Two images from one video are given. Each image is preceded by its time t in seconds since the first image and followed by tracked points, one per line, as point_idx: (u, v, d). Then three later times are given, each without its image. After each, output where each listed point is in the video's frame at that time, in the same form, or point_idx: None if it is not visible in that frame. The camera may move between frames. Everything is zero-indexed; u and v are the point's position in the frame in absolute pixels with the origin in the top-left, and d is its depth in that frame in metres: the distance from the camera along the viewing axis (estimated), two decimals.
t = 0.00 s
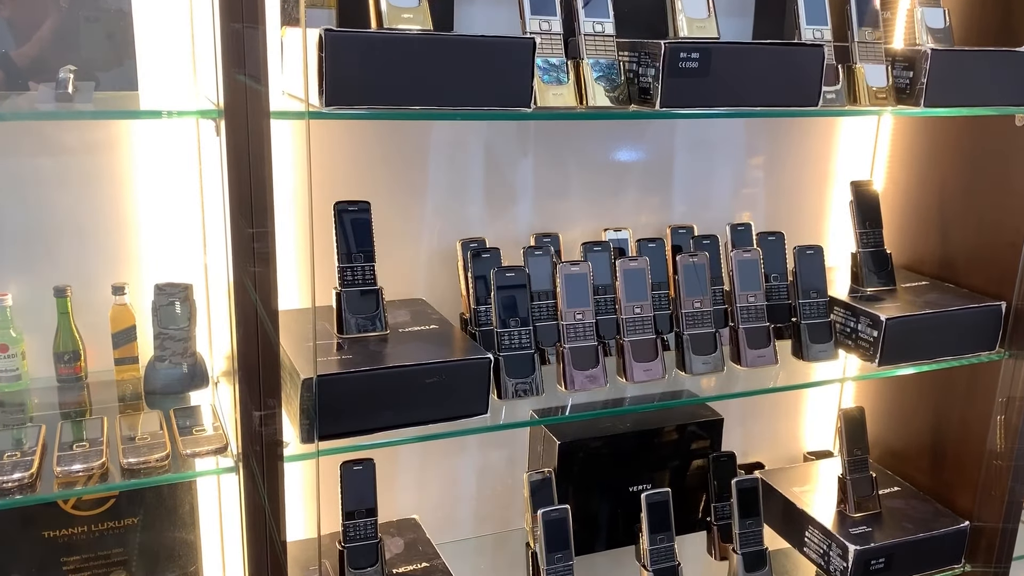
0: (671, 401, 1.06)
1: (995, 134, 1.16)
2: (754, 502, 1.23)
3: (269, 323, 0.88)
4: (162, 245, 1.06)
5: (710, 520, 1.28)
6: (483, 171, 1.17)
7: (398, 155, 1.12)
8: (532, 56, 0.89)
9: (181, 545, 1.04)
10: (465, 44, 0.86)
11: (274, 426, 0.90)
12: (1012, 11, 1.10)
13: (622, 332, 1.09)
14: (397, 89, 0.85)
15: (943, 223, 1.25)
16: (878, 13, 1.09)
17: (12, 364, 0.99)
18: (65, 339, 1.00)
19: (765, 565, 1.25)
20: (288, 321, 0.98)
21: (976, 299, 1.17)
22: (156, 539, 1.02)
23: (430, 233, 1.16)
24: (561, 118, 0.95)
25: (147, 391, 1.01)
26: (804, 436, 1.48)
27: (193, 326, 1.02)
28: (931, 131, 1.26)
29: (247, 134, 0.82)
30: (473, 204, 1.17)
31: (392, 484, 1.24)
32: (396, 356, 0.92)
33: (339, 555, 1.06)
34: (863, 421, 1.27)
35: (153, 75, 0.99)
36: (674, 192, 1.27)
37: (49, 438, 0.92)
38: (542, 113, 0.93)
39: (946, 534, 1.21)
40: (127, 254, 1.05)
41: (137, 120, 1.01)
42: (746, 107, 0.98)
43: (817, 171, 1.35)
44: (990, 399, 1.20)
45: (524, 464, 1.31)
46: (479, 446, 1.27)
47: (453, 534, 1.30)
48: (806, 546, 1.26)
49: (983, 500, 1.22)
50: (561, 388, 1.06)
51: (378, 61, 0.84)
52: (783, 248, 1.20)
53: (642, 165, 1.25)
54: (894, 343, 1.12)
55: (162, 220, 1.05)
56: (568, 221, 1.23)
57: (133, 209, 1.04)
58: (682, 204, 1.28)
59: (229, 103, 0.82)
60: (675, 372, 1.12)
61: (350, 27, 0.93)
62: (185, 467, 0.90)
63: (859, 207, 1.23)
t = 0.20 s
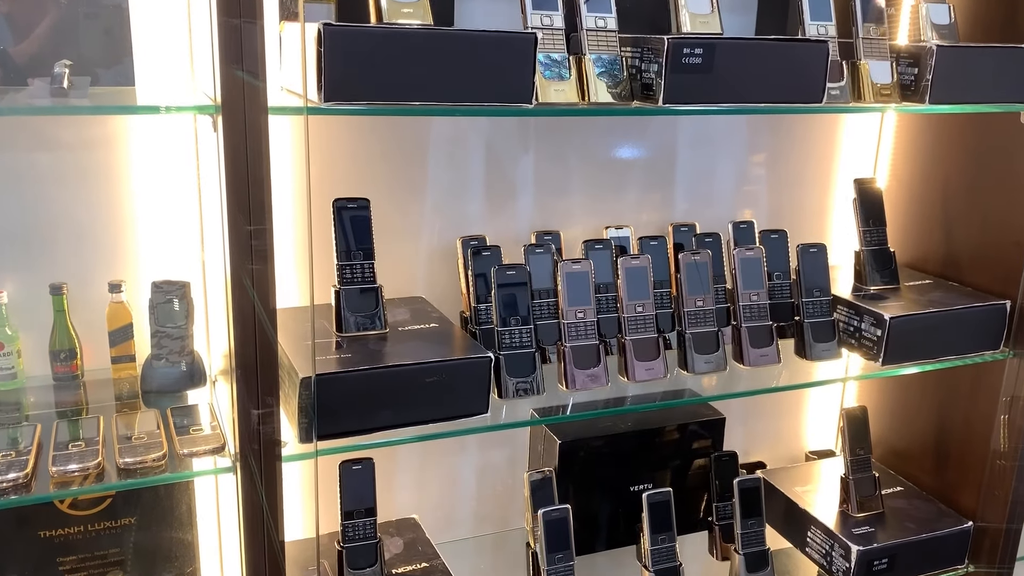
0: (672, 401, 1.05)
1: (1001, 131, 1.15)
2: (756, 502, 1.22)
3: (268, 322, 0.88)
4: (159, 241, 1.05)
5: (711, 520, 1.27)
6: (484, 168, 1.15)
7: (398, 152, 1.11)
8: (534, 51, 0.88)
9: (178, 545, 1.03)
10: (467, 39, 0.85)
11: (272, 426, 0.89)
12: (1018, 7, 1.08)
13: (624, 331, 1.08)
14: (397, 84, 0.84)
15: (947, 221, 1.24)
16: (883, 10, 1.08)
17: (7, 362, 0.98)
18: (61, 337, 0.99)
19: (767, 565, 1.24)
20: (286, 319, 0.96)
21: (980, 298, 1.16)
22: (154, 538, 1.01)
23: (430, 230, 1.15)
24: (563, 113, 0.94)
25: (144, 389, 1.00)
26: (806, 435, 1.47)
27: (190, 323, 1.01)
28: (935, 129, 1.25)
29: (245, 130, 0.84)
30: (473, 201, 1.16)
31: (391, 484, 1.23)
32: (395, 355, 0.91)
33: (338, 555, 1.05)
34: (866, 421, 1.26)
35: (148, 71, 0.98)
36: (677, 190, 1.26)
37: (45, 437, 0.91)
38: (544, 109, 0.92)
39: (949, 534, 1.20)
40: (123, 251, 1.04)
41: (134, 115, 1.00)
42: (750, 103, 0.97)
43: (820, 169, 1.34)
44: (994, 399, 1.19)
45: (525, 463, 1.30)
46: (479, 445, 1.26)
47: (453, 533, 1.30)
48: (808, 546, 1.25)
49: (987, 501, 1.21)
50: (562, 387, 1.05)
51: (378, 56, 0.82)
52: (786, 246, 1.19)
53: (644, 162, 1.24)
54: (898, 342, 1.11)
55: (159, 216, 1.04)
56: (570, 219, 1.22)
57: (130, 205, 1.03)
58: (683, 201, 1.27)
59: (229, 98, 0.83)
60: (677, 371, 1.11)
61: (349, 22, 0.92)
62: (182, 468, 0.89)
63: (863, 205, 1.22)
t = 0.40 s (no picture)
0: (673, 403, 1.05)
1: (1004, 130, 1.14)
2: (758, 503, 1.22)
3: (268, 323, 0.88)
4: (157, 240, 1.04)
5: (713, 521, 1.27)
6: (485, 167, 1.15)
7: (398, 150, 1.10)
8: (536, 50, 0.87)
9: (178, 546, 1.02)
10: (468, 37, 0.84)
11: (272, 426, 0.89)
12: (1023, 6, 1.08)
13: (625, 331, 1.07)
14: (397, 82, 0.83)
15: (951, 221, 1.23)
16: (886, 9, 1.08)
17: (5, 362, 0.97)
18: (59, 337, 0.98)
19: (769, 566, 1.23)
20: (286, 318, 0.96)
21: (984, 299, 1.15)
22: (153, 539, 1.01)
23: (431, 229, 1.14)
24: (565, 112, 0.93)
25: (143, 389, 0.99)
26: (808, 436, 1.46)
27: (190, 322, 1.00)
28: (938, 128, 1.24)
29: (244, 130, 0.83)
30: (474, 200, 1.15)
31: (391, 484, 1.23)
32: (395, 355, 0.91)
33: (338, 556, 1.04)
34: (868, 421, 1.26)
35: (147, 69, 0.97)
36: (679, 189, 1.26)
37: (43, 439, 0.90)
38: (546, 108, 0.91)
39: (952, 536, 1.19)
40: (122, 250, 1.03)
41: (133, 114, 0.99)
42: (753, 102, 0.96)
43: (822, 168, 1.33)
44: (997, 400, 1.19)
45: (525, 464, 1.29)
46: (479, 445, 1.26)
47: (453, 534, 1.29)
48: (810, 547, 1.24)
49: (990, 503, 1.21)
50: (563, 388, 1.04)
51: (379, 55, 0.82)
52: (788, 245, 1.18)
53: (646, 161, 1.23)
54: (901, 342, 1.10)
55: (157, 215, 1.04)
56: (571, 218, 1.21)
57: (129, 205, 1.02)
58: (685, 201, 1.27)
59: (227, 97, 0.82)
60: (679, 372, 1.11)
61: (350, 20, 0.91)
62: (181, 469, 0.88)
63: (866, 204, 1.21)
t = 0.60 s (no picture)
0: (676, 404, 1.04)
1: (1007, 130, 1.14)
2: (759, 504, 1.21)
3: (267, 321, 0.86)
4: (156, 241, 1.04)
5: (716, 522, 1.26)
6: (486, 167, 1.14)
7: (399, 150, 1.09)
8: (538, 49, 0.86)
9: (177, 548, 1.02)
10: (468, 36, 0.83)
11: (272, 426, 0.88)
12: None
13: (627, 332, 1.06)
14: (397, 82, 0.83)
15: (953, 221, 1.23)
16: (890, 8, 1.07)
17: (2, 363, 0.97)
18: (57, 338, 0.98)
19: (771, 568, 1.23)
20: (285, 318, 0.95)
21: (987, 299, 1.15)
22: (152, 541, 1.00)
23: (431, 229, 1.14)
24: (567, 112, 0.93)
25: (141, 390, 0.98)
26: (810, 436, 1.46)
27: (190, 324, 1.00)
28: (941, 128, 1.23)
29: (244, 134, 0.81)
30: (475, 200, 1.15)
31: (391, 486, 1.22)
32: (396, 357, 0.90)
33: (338, 558, 1.04)
34: (870, 422, 1.25)
35: (145, 68, 0.97)
36: (680, 189, 1.25)
37: (40, 441, 0.89)
38: (548, 107, 0.91)
39: (955, 537, 1.18)
40: (120, 250, 1.02)
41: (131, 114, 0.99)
42: (757, 102, 0.96)
43: (824, 168, 1.32)
44: (1000, 401, 1.18)
45: (526, 464, 1.28)
46: (480, 446, 1.25)
47: (454, 536, 1.28)
48: (812, 549, 1.23)
49: (992, 504, 1.20)
50: (565, 389, 1.04)
51: (379, 54, 0.81)
52: (791, 245, 1.17)
53: (647, 160, 1.22)
54: (904, 343, 1.10)
55: (156, 216, 1.03)
56: (572, 218, 1.21)
57: (127, 205, 1.01)
58: (686, 201, 1.26)
59: (225, 97, 0.80)
60: (681, 373, 1.10)
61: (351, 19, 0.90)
62: (180, 472, 0.88)
63: (869, 205, 1.21)
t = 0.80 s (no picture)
0: (679, 408, 1.03)
1: (1010, 130, 1.13)
2: (763, 508, 1.21)
3: (269, 330, 0.87)
4: (155, 243, 1.03)
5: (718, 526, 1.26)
6: (487, 167, 1.13)
7: (399, 151, 1.08)
8: (541, 50, 0.86)
9: (176, 554, 1.01)
10: (470, 36, 0.82)
11: (271, 427, 0.88)
12: None
13: (631, 334, 1.05)
14: (398, 83, 0.82)
15: (956, 222, 1.22)
16: (894, 8, 1.06)
17: None
18: (55, 342, 0.97)
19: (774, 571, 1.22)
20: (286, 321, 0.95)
21: (992, 300, 1.14)
22: (151, 547, 0.99)
23: (432, 231, 1.13)
24: (570, 113, 0.92)
25: (141, 395, 0.97)
26: (812, 438, 1.45)
27: (189, 327, 0.99)
28: (945, 129, 1.23)
29: (243, 130, 0.82)
30: (477, 201, 1.14)
31: (391, 489, 1.21)
32: (398, 361, 0.89)
33: (338, 564, 1.03)
34: (874, 424, 1.24)
35: (143, 69, 0.95)
36: (682, 189, 1.24)
37: (38, 447, 0.88)
38: (552, 108, 0.90)
39: (959, 540, 1.18)
40: (119, 253, 1.01)
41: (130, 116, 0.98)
42: (762, 102, 0.95)
43: (827, 168, 1.32)
44: (1005, 403, 1.18)
45: (527, 467, 1.28)
46: (481, 449, 1.24)
47: (455, 539, 1.28)
48: (816, 551, 1.23)
49: (996, 506, 1.20)
50: (568, 392, 1.03)
51: (380, 55, 0.80)
52: (794, 247, 1.17)
53: (649, 160, 1.22)
54: (909, 346, 1.09)
55: (156, 218, 1.02)
56: (574, 219, 1.20)
57: (126, 207, 1.00)
58: (688, 201, 1.25)
59: (225, 97, 0.82)
60: (684, 376, 1.09)
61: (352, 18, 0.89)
62: (180, 478, 0.87)
63: (872, 205, 1.20)
